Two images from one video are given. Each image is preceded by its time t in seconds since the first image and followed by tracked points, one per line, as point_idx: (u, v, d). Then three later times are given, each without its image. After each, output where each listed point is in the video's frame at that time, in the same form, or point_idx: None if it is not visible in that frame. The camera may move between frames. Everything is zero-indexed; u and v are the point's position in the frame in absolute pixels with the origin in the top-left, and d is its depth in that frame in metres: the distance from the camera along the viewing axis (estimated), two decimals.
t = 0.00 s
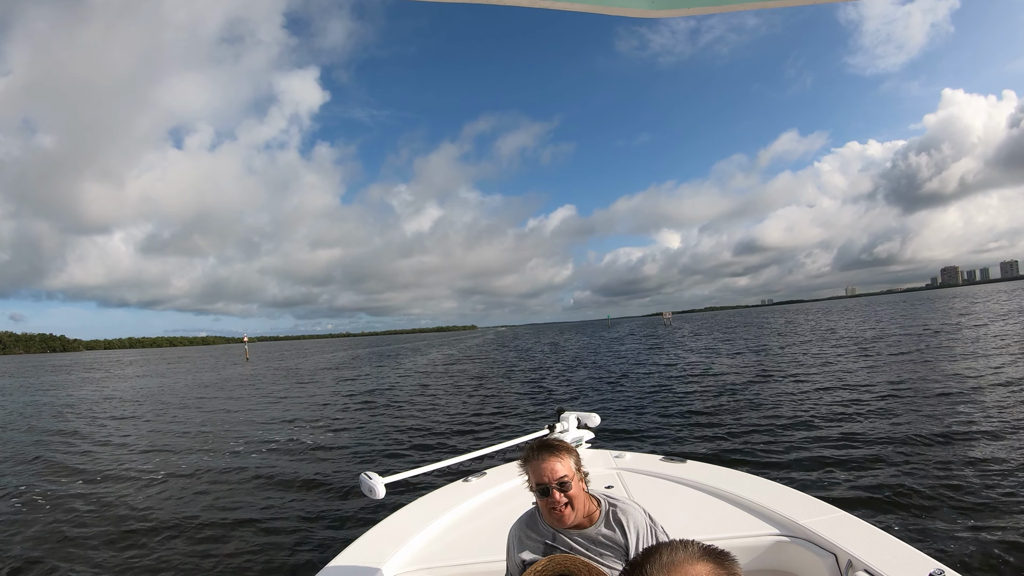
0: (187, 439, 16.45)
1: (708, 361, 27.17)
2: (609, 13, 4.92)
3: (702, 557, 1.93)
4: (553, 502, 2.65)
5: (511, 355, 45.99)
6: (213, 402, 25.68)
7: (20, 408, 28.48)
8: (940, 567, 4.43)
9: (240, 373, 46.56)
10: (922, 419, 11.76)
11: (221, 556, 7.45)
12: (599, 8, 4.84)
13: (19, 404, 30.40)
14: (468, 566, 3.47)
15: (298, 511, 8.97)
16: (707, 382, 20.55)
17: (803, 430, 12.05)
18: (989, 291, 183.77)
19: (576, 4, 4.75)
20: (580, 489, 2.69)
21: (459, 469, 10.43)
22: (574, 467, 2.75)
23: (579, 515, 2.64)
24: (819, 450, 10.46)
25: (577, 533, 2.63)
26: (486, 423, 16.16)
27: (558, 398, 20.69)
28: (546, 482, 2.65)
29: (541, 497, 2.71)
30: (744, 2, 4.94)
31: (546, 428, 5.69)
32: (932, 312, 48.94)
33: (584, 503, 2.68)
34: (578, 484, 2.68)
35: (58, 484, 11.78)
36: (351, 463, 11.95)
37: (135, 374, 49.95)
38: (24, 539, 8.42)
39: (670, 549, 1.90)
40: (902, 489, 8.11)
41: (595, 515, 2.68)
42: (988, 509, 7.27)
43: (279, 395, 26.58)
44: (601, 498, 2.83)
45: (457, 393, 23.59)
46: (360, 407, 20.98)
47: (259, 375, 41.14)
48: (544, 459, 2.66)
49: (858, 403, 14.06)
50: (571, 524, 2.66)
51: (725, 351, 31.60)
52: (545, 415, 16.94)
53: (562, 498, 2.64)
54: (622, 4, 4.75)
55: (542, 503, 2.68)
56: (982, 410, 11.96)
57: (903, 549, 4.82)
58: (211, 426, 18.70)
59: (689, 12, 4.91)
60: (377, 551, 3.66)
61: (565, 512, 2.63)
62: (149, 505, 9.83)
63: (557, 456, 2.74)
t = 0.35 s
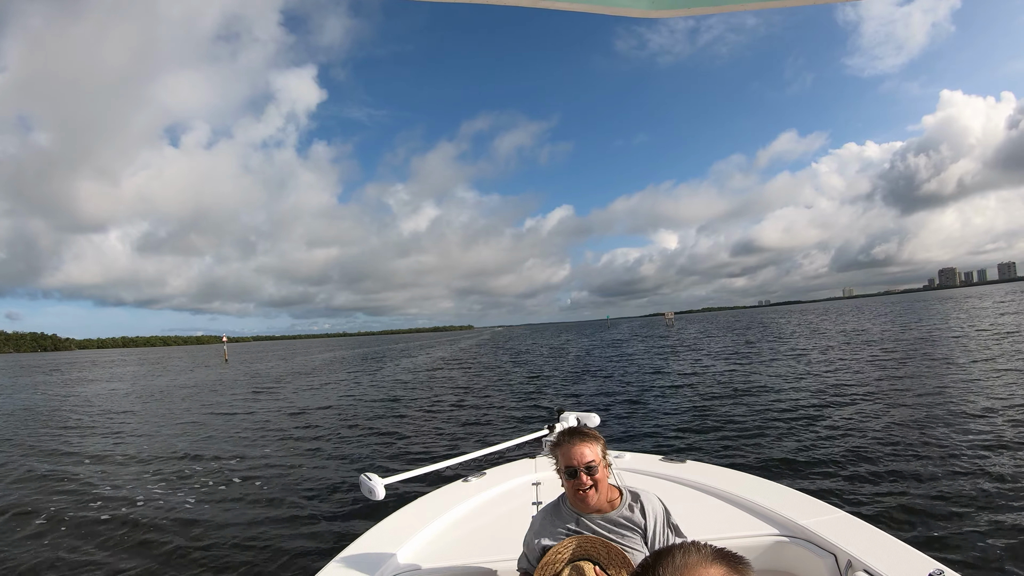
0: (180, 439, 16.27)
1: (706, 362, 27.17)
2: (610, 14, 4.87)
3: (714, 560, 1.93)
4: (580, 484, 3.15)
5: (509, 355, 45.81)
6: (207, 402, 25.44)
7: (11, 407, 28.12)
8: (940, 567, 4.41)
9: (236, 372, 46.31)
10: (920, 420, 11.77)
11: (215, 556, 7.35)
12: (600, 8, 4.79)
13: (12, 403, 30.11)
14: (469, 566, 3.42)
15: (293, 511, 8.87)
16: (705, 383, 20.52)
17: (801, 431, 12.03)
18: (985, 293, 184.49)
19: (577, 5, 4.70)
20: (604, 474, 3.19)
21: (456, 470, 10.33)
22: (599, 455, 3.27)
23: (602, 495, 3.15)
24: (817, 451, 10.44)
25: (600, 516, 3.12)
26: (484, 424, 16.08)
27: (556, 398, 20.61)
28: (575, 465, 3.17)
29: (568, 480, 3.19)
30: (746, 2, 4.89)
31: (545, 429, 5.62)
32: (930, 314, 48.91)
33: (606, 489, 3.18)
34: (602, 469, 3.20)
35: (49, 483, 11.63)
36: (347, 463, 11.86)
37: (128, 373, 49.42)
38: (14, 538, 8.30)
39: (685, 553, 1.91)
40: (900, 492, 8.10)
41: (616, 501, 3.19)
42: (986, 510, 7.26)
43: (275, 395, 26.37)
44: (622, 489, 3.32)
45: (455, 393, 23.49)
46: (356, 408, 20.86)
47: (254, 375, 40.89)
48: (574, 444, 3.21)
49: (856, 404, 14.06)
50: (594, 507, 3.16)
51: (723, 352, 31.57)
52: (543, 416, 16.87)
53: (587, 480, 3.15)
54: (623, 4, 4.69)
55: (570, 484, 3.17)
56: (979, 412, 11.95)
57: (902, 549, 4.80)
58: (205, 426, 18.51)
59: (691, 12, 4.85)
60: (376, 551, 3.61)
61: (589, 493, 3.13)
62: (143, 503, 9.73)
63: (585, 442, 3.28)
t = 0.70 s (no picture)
0: (175, 440, 16.13)
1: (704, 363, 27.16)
2: (611, 14, 4.79)
3: (719, 559, 2.02)
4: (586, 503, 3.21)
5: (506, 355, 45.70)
6: (202, 402, 25.23)
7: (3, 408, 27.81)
8: (940, 568, 4.38)
9: (231, 372, 46.07)
10: (917, 421, 11.77)
11: (210, 558, 7.25)
12: (599, 8, 4.71)
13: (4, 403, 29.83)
14: (469, 567, 3.37)
15: (289, 513, 8.76)
16: (702, 383, 20.50)
17: (800, 432, 12.01)
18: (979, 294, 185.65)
19: (575, 5, 4.62)
20: (613, 498, 3.12)
21: (454, 471, 10.24)
22: (607, 481, 3.10)
23: (608, 516, 3.17)
24: (816, 452, 10.42)
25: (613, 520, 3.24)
26: (481, 424, 15.97)
27: (554, 399, 20.54)
28: (578, 492, 3.14)
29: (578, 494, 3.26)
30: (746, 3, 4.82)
31: (545, 429, 5.55)
32: (926, 314, 49.08)
33: (617, 506, 3.16)
34: (608, 497, 3.11)
35: (41, 484, 11.48)
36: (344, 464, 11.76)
37: (124, 374, 49.12)
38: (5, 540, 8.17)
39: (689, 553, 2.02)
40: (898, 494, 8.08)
41: (632, 507, 3.22)
42: (985, 511, 7.24)
43: (271, 396, 26.17)
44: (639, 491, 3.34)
45: (452, 394, 23.35)
46: (353, 408, 20.72)
47: (250, 376, 40.66)
48: (579, 477, 3.09)
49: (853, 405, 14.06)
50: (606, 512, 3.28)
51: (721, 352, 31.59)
52: (541, 416, 16.81)
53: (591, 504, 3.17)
54: (623, 5, 4.62)
55: (578, 499, 3.26)
56: (975, 412, 11.95)
57: (902, 550, 4.76)
58: (200, 427, 18.32)
59: (692, 13, 4.79)
60: (377, 551, 3.55)
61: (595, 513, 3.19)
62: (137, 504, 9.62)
63: (589, 474, 3.09)
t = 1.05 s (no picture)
0: (170, 441, 15.98)
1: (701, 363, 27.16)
2: (609, 14, 4.72)
3: (721, 553, 2.03)
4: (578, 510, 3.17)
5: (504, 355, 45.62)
6: (197, 403, 25.01)
7: None
8: (939, 568, 4.34)
9: (227, 372, 45.76)
10: (914, 421, 11.77)
11: (204, 560, 7.16)
12: (599, 8, 4.64)
13: None
14: (470, 568, 3.31)
15: (285, 513, 8.67)
16: (700, 383, 20.47)
17: (798, 432, 11.99)
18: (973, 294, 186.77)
19: (575, 4, 4.54)
20: (606, 506, 3.06)
21: (452, 471, 10.15)
22: (601, 490, 3.04)
23: (602, 523, 3.12)
24: (814, 453, 10.38)
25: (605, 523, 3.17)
26: (479, 424, 15.89)
27: (552, 399, 20.48)
28: (571, 499, 3.12)
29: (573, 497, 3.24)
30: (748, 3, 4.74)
31: (544, 429, 5.46)
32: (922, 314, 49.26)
33: (611, 512, 3.10)
34: (601, 505, 3.05)
35: (34, 485, 11.35)
36: (341, 465, 11.66)
37: (119, 374, 48.79)
38: None
39: (693, 547, 2.02)
40: (896, 496, 8.06)
41: (625, 512, 3.16)
42: (983, 513, 7.22)
43: (267, 396, 26.01)
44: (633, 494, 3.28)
45: (449, 394, 23.26)
46: (350, 408, 20.59)
47: (247, 376, 40.42)
48: (571, 487, 3.05)
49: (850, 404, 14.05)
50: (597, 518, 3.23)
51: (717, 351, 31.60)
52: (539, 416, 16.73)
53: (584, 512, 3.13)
54: (623, 5, 4.54)
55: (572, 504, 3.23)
56: (973, 412, 11.94)
57: (901, 550, 4.71)
58: (196, 427, 18.18)
59: (692, 13, 4.71)
60: (376, 551, 3.48)
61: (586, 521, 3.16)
62: (130, 506, 9.50)
63: (581, 483, 3.04)
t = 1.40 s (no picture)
0: (165, 442, 15.85)
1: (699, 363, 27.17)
2: (609, 14, 4.63)
3: (729, 550, 1.98)
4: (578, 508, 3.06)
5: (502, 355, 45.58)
6: (193, 404, 24.84)
7: None
8: (939, 568, 4.30)
9: (225, 373, 45.62)
10: (912, 420, 11.76)
11: (199, 562, 7.08)
12: (597, 8, 4.55)
13: None
14: (471, 568, 3.25)
15: (281, 516, 8.59)
16: (699, 383, 20.46)
17: (796, 432, 11.97)
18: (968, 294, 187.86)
19: (572, 5, 4.46)
20: (608, 502, 2.99)
21: (450, 472, 10.09)
22: (604, 484, 2.97)
23: (602, 521, 3.04)
24: (813, 453, 10.36)
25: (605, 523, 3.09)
26: (477, 425, 15.81)
27: (550, 399, 20.43)
28: (573, 495, 3.01)
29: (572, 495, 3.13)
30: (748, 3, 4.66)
31: (544, 429, 5.39)
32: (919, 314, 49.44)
33: (611, 510, 3.03)
34: (604, 501, 2.97)
35: (27, 488, 11.23)
36: (337, 466, 11.56)
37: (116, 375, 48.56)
38: None
39: (701, 544, 1.96)
40: (896, 496, 8.03)
41: (622, 513, 3.08)
42: (982, 514, 7.20)
43: (264, 397, 25.89)
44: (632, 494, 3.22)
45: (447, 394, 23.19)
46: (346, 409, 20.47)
47: (245, 376, 40.25)
48: (576, 481, 2.94)
49: (848, 404, 14.05)
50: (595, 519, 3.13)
51: (715, 351, 31.61)
52: (537, 416, 16.68)
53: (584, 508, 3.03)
54: (622, 4, 4.46)
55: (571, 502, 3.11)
56: (970, 412, 11.94)
57: (902, 549, 4.67)
58: (191, 429, 18.06)
59: (692, 12, 4.62)
60: (376, 552, 3.42)
61: (586, 519, 3.05)
62: (124, 509, 9.40)
63: (587, 476, 2.95)
